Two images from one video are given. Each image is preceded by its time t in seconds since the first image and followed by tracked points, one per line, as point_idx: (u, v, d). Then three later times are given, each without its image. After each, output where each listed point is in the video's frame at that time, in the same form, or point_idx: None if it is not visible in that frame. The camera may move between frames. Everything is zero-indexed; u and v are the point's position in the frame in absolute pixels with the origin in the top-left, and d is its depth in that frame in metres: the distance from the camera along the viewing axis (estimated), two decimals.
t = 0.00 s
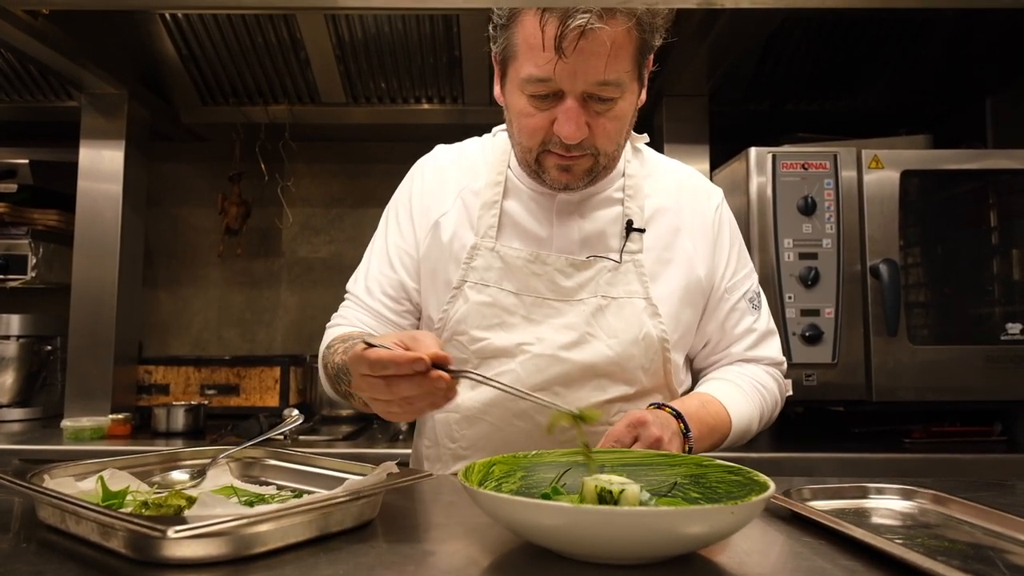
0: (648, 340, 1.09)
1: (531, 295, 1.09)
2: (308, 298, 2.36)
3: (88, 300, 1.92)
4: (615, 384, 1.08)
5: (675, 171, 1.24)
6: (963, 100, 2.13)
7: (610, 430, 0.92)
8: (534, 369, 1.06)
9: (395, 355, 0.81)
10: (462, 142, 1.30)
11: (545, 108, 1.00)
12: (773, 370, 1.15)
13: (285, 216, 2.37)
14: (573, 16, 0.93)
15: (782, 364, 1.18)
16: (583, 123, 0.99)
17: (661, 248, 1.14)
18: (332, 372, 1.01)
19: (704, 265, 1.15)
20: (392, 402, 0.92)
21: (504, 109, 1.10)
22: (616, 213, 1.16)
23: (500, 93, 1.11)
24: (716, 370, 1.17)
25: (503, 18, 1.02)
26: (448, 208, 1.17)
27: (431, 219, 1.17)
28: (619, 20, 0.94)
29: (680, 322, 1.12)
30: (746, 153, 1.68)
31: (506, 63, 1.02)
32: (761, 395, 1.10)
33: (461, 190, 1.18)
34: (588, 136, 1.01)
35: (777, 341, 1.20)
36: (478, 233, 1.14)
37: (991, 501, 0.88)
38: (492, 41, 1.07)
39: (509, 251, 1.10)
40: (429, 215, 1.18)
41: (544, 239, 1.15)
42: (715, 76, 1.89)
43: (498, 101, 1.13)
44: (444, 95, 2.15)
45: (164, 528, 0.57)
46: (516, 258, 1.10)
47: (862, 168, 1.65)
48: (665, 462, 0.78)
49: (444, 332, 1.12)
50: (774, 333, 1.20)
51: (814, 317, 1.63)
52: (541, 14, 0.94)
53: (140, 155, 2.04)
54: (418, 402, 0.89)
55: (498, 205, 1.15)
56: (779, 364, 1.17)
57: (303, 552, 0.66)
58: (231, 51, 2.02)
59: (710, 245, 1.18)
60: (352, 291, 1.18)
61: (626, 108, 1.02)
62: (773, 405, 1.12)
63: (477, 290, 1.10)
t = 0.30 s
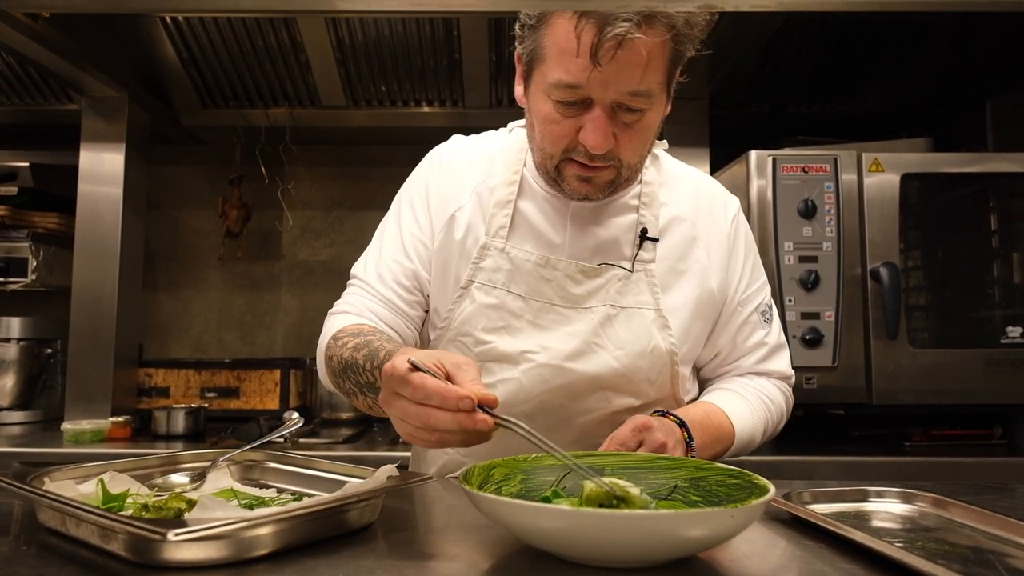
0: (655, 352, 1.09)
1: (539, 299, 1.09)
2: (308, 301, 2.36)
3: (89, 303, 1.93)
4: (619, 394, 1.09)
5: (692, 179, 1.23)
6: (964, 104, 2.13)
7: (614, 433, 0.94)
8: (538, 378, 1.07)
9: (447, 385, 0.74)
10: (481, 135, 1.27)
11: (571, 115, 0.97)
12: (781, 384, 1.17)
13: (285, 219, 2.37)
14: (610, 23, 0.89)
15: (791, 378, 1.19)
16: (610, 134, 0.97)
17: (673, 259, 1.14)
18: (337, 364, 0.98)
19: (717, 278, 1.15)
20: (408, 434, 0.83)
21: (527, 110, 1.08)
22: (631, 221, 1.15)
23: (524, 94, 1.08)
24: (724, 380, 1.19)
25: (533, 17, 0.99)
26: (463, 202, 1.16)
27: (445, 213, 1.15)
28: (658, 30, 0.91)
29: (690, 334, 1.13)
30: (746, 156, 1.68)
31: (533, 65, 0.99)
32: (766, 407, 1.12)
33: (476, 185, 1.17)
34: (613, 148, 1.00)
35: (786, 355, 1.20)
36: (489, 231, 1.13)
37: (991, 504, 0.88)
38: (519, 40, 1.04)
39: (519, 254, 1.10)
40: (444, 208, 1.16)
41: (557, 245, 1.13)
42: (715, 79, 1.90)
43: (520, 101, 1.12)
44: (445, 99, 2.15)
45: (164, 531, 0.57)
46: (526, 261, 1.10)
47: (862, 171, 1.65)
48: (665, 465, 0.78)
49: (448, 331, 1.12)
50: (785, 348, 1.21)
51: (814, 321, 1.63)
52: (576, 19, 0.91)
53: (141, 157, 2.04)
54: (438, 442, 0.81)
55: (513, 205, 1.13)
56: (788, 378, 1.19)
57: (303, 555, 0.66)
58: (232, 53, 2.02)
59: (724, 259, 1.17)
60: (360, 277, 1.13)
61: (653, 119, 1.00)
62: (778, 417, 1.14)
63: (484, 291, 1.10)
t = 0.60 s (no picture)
0: (660, 360, 1.09)
1: (544, 302, 1.09)
2: (308, 303, 2.36)
3: (89, 305, 1.93)
4: (620, 397, 1.09)
5: (704, 186, 1.23)
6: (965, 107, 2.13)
7: (614, 434, 0.94)
8: (540, 383, 1.07)
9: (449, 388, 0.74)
10: (492, 134, 1.27)
11: (592, 123, 0.97)
12: (787, 393, 1.18)
13: (285, 221, 2.37)
14: (640, 35, 0.90)
15: (797, 388, 1.20)
16: (631, 144, 0.97)
17: (683, 267, 1.14)
18: (335, 357, 0.98)
19: (725, 288, 1.15)
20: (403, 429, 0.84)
21: (545, 115, 1.08)
22: (641, 227, 1.14)
23: (543, 98, 1.09)
24: (731, 388, 1.19)
25: (558, 21, 0.99)
26: (471, 201, 1.15)
27: (453, 211, 1.15)
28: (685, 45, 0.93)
29: (697, 343, 1.13)
30: (746, 159, 1.68)
31: (556, 70, 0.99)
32: (770, 415, 1.12)
33: (486, 184, 1.17)
34: (631, 159, 1.00)
35: (793, 366, 1.21)
36: (496, 232, 1.13)
37: (992, 507, 0.88)
38: (541, 43, 1.04)
39: (525, 256, 1.10)
40: (451, 205, 1.16)
41: (565, 248, 1.13)
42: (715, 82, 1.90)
43: (538, 104, 1.12)
44: (446, 101, 2.14)
45: (164, 533, 0.57)
46: (532, 263, 1.10)
47: (863, 174, 1.65)
48: (665, 467, 0.79)
49: (452, 331, 1.12)
50: (791, 358, 1.21)
51: (814, 323, 1.63)
52: (606, 27, 0.91)
53: (142, 160, 2.05)
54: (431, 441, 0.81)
55: (521, 206, 1.13)
56: (794, 388, 1.20)
57: (303, 557, 0.66)
58: (232, 55, 2.03)
59: (734, 268, 1.17)
60: (362, 269, 1.13)
61: (671, 131, 1.01)
62: (783, 426, 1.14)
63: (490, 293, 1.10)
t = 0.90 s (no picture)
0: (661, 362, 1.09)
1: (546, 304, 1.09)
2: (308, 304, 2.36)
3: (90, 306, 1.93)
4: (622, 399, 1.09)
5: (706, 188, 1.23)
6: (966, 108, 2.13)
7: (615, 435, 0.94)
8: (541, 385, 1.07)
9: (461, 354, 0.73)
10: (494, 134, 1.27)
11: (599, 125, 0.97)
12: (787, 396, 1.18)
13: (286, 223, 2.37)
14: (650, 39, 0.90)
15: (797, 391, 1.20)
16: (637, 147, 0.97)
17: (684, 269, 1.14)
18: (333, 349, 0.99)
19: (727, 290, 1.15)
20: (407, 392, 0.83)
21: (550, 116, 1.08)
22: (643, 229, 1.14)
23: (549, 99, 1.09)
24: (731, 391, 1.19)
25: (566, 22, 0.99)
26: (473, 201, 1.15)
27: (454, 212, 1.15)
28: (694, 48, 0.93)
29: (698, 345, 1.13)
30: (747, 160, 1.68)
31: (563, 71, 0.99)
32: (771, 417, 1.12)
33: (489, 184, 1.17)
34: (638, 161, 1.00)
35: (793, 368, 1.21)
36: (497, 233, 1.13)
37: (992, 508, 0.88)
38: (549, 43, 1.04)
39: (527, 258, 1.10)
40: (452, 206, 1.16)
41: (567, 249, 1.13)
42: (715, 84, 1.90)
43: (543, 104, 1.12)
44: (446, 102, 2.14)
45: (164, 534, 0.57)
46: (534, 265, 1.10)
47: (863, 175, 1.65)
48: (665, 469, 0.79)
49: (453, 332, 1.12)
50: (792, 360, 1.21)
51: (815, 324, 1.63)
52: (615, 29, 0.92)
53: (142, 161, 2.05)
54: (435, 407, 0.80)
55: (523, 207, 1.14)
56: (794, 391, 1.20)
57: (303, 558, 0.66)
58: (233, 56, 2.03)
59: (735, 270, 1.17)
60: (363, 269, 1.13)
61: (678, 134, 1.01)
62: (783, 428, 1.14)
63: (491, 294, 1.10)
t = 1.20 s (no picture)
0: (661, 363, 1.09)
1: (545, 305, 1.09)
2: (308, 305, 2.36)
3: (90, 307, 1.93)
4: (622, 401, 1.09)
5: (704, 188, 1.23)
6: (966, 109, 2.13)
7: (616, 436, 0.93)
8: (541, 386, 1.07)
9: (479, 368, 0.74)
10: (494, 135, 1.27)
11: (597, 124, 0.97)
12: (785, 396, 1.18)
13: (286, 223, 2.38)
14: (648, 37, 0.90)
15: (795, 391, 1.20)
16: (636, 145, 0.97)
17: (684, 270, 1.14)
18: (340, 356, 0.99)
19: (726, 290, 1.15)
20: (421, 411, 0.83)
21: (549, 115, 1.09)
22: (642, 230, 1.14)
23: (547, 99, 1.09)
24: (730, 391, 1.19)
25: (564, 22, 0.99)
26: (473, 202, 1.15)
27: (454, 214, 1.15)
28: (692, 46, 0.93)
29: (697, 345, 1.13)
30: (747, 161, 1.68)
31: (561, 70, 0.99)
32: (770, 417, 1.12)
33: (489, 185, 1.17)
34: (636, 160, 1.00)
35: (792, 368, 1.21)
36: (497, 234, 1.13)
37: (992, 509, 0.88)
38: (546, 43, 1.04)
39: (527, 259, 1.10)
40: (452, 207, 1.16)
41: (567, 251, 1.13)
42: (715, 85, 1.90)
43: (542, 104, 1.13)
44: (446, 102, 2.14)
45: (165, 535, 0.57)
46: (534, 266, 1.10)
47: (863, 176, 1.65)
48: (666, 469, 0.79)
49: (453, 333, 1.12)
50: (790, 360, 1.21)
51: (815, 325, 1.63)
52: (612, 28, 0.92)
53: (142, 161, 2.05)
54: (447, 425, 0.80)
55: (523, 208, 1.14)
56: (792, 391, 1.20)
57: (304, 559, 0.66)
58: (233, 57, 2.03)
59: (734, 270, 1.17)
60: (364, 271, 1.13)
61: (676, 133, 1.01)
62: (782, 428, 1.14)
63: (491, 295, 1.10)
